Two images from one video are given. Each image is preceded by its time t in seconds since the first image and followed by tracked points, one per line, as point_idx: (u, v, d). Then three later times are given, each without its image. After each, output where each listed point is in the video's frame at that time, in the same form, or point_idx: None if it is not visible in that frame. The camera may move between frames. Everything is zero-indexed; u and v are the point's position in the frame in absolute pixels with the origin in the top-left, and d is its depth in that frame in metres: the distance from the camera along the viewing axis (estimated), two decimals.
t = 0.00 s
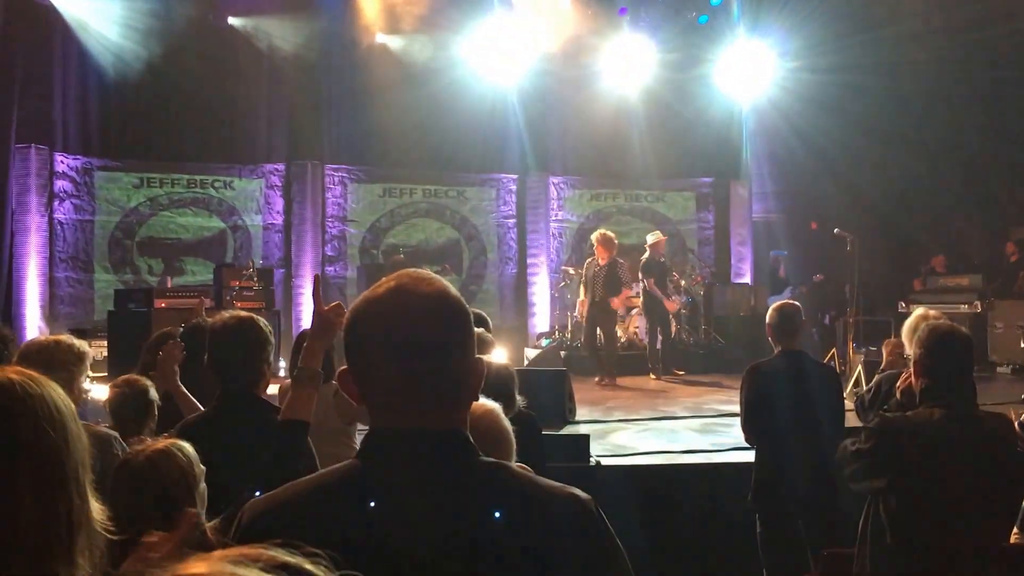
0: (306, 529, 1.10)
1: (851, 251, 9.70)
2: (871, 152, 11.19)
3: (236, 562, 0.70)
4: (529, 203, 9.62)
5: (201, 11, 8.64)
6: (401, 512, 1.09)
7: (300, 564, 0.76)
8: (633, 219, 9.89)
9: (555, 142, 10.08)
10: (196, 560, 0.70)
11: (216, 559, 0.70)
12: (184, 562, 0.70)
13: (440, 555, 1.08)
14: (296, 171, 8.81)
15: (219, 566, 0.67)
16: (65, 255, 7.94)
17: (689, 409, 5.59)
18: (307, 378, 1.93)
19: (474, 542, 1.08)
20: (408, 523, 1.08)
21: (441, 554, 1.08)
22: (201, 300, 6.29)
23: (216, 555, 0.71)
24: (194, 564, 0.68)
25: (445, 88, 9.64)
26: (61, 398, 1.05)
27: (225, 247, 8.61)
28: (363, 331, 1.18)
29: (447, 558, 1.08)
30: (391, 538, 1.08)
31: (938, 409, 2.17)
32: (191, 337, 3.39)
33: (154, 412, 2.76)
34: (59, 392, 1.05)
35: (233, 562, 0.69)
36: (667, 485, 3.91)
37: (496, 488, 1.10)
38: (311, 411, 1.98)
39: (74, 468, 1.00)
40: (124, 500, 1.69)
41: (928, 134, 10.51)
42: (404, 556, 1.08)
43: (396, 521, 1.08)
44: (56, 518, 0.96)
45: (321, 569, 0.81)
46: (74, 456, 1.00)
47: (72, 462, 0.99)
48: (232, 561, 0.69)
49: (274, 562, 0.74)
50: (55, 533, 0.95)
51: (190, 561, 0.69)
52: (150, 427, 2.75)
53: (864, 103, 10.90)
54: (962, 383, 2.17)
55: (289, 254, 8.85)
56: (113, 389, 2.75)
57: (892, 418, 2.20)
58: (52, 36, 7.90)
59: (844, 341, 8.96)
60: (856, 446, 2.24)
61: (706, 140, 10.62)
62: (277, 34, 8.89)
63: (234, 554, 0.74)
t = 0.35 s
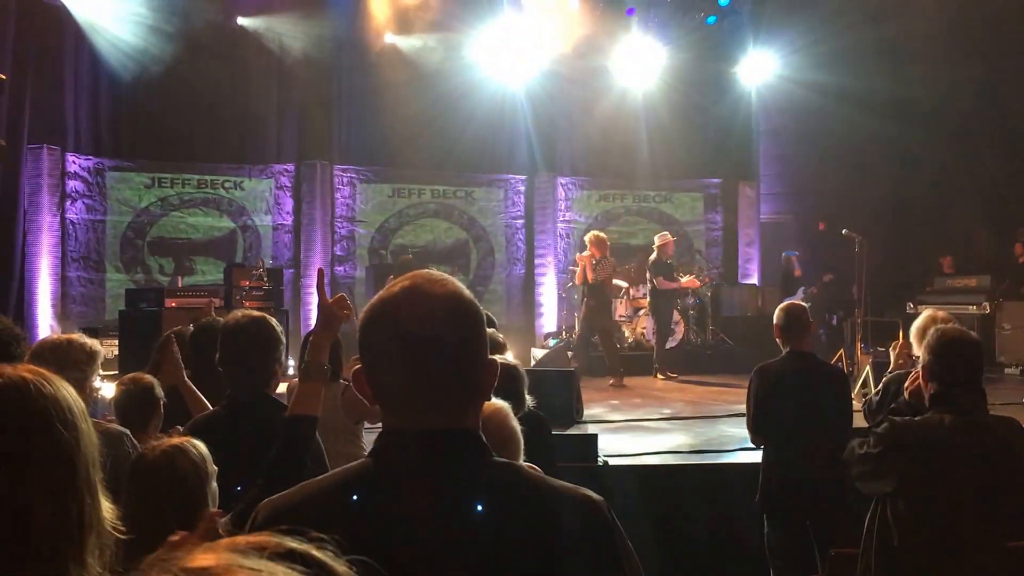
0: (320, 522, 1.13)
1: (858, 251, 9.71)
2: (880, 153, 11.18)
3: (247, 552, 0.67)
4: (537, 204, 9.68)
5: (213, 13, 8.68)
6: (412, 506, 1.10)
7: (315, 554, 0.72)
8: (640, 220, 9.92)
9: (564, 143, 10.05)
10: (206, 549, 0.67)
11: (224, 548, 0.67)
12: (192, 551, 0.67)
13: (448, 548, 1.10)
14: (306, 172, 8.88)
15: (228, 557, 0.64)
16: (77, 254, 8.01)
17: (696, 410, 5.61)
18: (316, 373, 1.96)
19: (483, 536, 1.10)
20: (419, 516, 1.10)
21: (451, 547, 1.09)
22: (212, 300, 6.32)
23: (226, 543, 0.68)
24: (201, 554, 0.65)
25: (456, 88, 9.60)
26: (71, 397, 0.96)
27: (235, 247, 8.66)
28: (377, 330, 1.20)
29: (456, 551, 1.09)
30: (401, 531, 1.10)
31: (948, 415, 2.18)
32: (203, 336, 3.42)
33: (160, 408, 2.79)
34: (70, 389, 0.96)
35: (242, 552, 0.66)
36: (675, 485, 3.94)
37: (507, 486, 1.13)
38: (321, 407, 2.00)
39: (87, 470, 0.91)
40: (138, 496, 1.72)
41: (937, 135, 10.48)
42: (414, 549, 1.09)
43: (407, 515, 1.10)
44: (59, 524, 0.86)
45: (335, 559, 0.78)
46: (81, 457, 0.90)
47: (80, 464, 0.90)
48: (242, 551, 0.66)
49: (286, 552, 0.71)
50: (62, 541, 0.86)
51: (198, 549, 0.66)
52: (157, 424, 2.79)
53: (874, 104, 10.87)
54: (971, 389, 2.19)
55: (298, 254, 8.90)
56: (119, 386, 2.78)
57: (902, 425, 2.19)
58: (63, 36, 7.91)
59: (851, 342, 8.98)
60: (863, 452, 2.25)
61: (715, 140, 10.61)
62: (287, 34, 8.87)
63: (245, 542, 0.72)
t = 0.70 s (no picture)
0: (325, 515, 1.15)
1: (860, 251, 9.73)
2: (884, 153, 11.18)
3: (265, 539, 0.65)
4: (540, 203, 9.69)
5: (218, 12, 8.70)
6: (418, 502, 1.12)
7: (333, 544, 0.70)
8: (644, 220, 9.94)
9: (569, 143, 10.06)
10: (221, 539, 0.64)
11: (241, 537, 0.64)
12: (207, 540, 0.65)
13: (454, 544, 1.11)
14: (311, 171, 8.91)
15: (246, 543, 0.62)
16: (84, 253, 8.04)
17: (699, 409, 5.63)
18: (318, 370, 1.98)
19: (488, 533, 1.12)
20: (425, 512, 1.12)
21: (456, 543, 1.11)
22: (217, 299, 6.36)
23: (242, 532, 0.66)
24: (218, 541, 0.62)
25: (460, 88, 9.68)
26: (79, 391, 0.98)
27: (240, 246, 8.69)
28: (381, 328, 1.22)
29: (463, 548, 1.11)
30: (406, 526, 1.12)
31: (953, 416, 2.16)
32: (208, 334, 3.45)
33: (163, 406, 2.82)
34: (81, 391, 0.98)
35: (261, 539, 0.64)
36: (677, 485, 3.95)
37: (510, 482, 1.15)
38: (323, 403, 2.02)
39: (93, 466, 0.92)
40: (145, 492, 1.74)
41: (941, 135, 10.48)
42: (418, 545, 1.11)
43: (413, 510, 1.12)
44: (63, 523, 0.87)
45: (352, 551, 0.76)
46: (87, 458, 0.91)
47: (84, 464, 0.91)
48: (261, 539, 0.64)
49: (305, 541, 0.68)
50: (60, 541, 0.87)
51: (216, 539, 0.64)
52: (160, 421, 2.81)
53: (879, 104, 10.85)
54: (973, 389, 2.18)
55: (303, 253, 8.93)
56: (124, 383, 2.81)
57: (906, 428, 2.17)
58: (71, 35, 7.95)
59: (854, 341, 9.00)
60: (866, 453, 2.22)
61: (718, 140, 10.59)
62: (291, 33, 8.91)
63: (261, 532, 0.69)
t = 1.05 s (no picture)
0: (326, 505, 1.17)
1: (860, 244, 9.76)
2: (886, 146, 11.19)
3: (231, 521, 0.63)
4: (542, 197, 9.72)
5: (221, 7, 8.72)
6: (416, 495, 1.15)
7: (294, 519, 0.69)
8: (646, 213, 9.96)
9: (571, 136, 10.07)
10: (184, 520, 0.62)
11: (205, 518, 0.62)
12: (169, 523, 0.62)
13: (454, 536, 1.13)
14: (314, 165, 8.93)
15: (211, 525, 0.59)
16: (88, 246, 8.07)
17: (700, 401, 5.67)
18: (326, 365, 2.01)
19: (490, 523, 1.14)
20: (425, 504, 1.14)
21: (457, 534, 1.13)
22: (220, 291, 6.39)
23: (205, 512, 0.64)
24: (183, 524, 0.60)
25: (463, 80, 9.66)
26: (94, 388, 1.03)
27: (244, 239, 8.68)
28: (386, 318, 1.24)
29: (464, 539, 1.13)
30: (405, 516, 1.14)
31: (953, 402, 2.20)
32: (212, 326, 3.47)
33: (169, 399, 2.85)
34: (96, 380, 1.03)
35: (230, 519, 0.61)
36: (678, 476, 3.98)
37: (509, 471, 1.17)
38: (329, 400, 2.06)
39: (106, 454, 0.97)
40: (152, 486, 1.76)
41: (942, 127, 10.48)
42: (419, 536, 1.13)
43: (413, 500, 1.15)
44: (75, 507, 0.90)
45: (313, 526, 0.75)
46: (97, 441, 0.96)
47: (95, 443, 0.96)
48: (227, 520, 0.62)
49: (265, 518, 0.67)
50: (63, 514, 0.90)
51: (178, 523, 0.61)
52: (165, 411, 2.83)
53: (880, 97, 10.86)
54: (970, 375, 2.22)
55: (306, 247, 8.96)
56: (129, 374, 2.84)
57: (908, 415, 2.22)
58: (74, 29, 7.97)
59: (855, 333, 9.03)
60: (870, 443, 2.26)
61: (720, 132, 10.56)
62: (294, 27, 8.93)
63: (222, 511, 0.68)
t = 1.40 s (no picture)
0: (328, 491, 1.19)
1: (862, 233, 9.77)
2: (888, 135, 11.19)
3: (224, 496, 0.59)
4: (545, 187, 9.75)
5: None
6: (420, 479, 1.17)
7: (295, 496, 0.65)
8: (648, 203, 9.98)
9: (572, 127, 10.09)
10: (175, 498, 0.59)
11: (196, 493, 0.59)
12: (159, 500, 0.60)
13: (460, 522, 1.15)
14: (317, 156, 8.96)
15: (207, 501, 0.56)
16: (92, 237, 8.08)
17: (701, 390, 5.70)
18: (333, 354, 2.01)
19: (495, 509, 1.16)
20: (427, 489, 1.16)
21: (462, 519, 1.15)
22: (224, 282, 6.43)
23: (200, 487, 0.60)
24: (174, 499, 0.57)
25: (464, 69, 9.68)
26: (101, 371, 1.09)
27: (247, 230, 8.72)
28: (391, 306, 1.25)
29: (468, 524, 1.15)
30: (409, 503, 1.16)
31: (956, 388, 2.21)
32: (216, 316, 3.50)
33: (175, 389, 2.87)
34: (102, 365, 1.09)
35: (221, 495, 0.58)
36: (681, 465, 4.00)
37: (510, 457, 1.19)
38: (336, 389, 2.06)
39: (113, 438, 1.04)
40: (160, 476, 1.78)
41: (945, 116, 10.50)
42: (425, 522, 1.15)
43: (415, 484, 1.17)
44: (85, 492, 0.97)
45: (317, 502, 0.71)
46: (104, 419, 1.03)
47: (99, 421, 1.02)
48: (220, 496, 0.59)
49: (262, 491, 0.63)
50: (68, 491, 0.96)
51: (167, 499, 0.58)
52: (170, 401, 2.86)
53: (882, 86, 10.86)
54: (974, 361, 2.25)
55: (310, 238, 8.98)
56: (135, 364, 2.86)
57: (906, 396, 2.23)
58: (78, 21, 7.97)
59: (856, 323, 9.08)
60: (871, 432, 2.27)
61: (720, 123, 10.56)
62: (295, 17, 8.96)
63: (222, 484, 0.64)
